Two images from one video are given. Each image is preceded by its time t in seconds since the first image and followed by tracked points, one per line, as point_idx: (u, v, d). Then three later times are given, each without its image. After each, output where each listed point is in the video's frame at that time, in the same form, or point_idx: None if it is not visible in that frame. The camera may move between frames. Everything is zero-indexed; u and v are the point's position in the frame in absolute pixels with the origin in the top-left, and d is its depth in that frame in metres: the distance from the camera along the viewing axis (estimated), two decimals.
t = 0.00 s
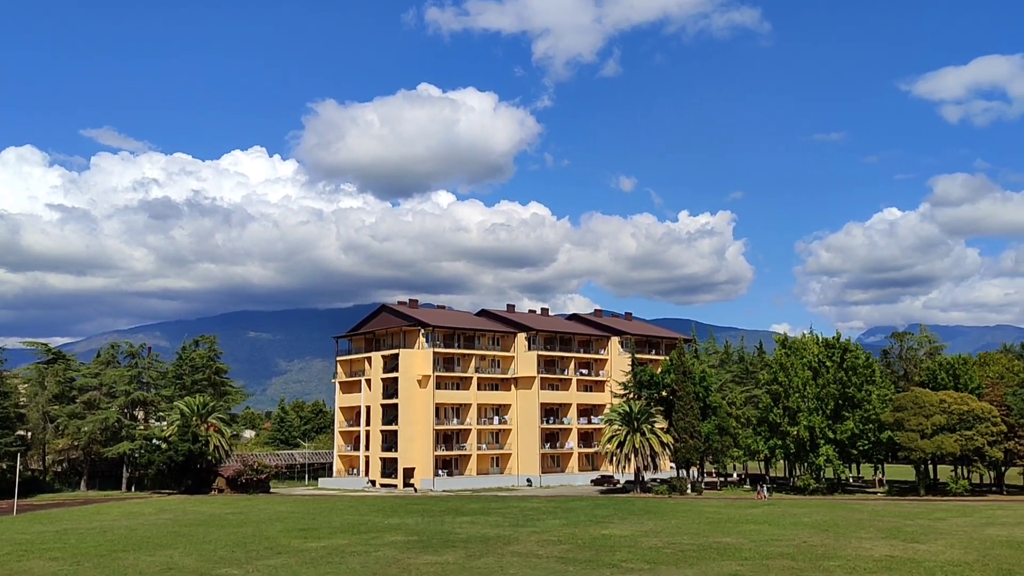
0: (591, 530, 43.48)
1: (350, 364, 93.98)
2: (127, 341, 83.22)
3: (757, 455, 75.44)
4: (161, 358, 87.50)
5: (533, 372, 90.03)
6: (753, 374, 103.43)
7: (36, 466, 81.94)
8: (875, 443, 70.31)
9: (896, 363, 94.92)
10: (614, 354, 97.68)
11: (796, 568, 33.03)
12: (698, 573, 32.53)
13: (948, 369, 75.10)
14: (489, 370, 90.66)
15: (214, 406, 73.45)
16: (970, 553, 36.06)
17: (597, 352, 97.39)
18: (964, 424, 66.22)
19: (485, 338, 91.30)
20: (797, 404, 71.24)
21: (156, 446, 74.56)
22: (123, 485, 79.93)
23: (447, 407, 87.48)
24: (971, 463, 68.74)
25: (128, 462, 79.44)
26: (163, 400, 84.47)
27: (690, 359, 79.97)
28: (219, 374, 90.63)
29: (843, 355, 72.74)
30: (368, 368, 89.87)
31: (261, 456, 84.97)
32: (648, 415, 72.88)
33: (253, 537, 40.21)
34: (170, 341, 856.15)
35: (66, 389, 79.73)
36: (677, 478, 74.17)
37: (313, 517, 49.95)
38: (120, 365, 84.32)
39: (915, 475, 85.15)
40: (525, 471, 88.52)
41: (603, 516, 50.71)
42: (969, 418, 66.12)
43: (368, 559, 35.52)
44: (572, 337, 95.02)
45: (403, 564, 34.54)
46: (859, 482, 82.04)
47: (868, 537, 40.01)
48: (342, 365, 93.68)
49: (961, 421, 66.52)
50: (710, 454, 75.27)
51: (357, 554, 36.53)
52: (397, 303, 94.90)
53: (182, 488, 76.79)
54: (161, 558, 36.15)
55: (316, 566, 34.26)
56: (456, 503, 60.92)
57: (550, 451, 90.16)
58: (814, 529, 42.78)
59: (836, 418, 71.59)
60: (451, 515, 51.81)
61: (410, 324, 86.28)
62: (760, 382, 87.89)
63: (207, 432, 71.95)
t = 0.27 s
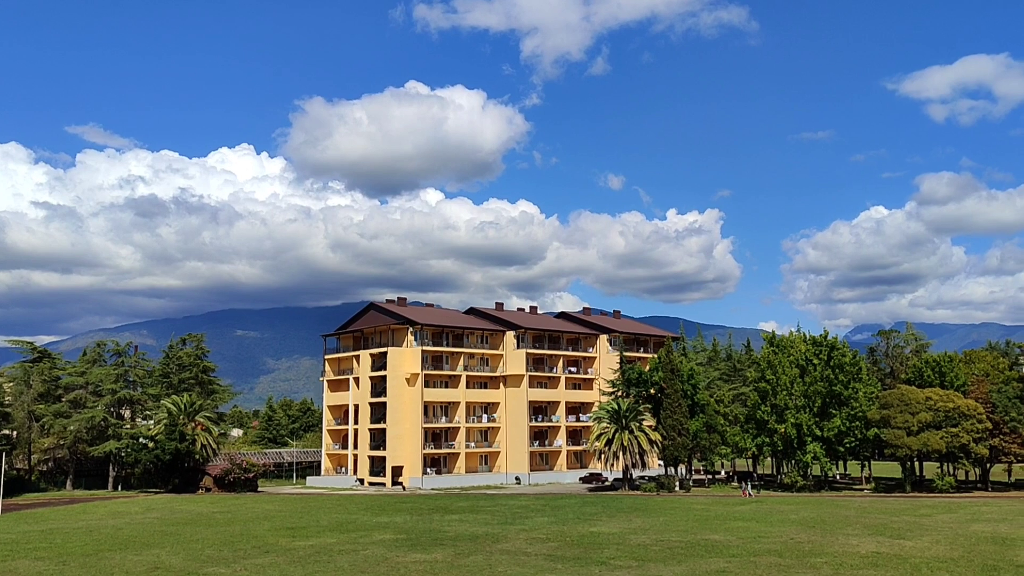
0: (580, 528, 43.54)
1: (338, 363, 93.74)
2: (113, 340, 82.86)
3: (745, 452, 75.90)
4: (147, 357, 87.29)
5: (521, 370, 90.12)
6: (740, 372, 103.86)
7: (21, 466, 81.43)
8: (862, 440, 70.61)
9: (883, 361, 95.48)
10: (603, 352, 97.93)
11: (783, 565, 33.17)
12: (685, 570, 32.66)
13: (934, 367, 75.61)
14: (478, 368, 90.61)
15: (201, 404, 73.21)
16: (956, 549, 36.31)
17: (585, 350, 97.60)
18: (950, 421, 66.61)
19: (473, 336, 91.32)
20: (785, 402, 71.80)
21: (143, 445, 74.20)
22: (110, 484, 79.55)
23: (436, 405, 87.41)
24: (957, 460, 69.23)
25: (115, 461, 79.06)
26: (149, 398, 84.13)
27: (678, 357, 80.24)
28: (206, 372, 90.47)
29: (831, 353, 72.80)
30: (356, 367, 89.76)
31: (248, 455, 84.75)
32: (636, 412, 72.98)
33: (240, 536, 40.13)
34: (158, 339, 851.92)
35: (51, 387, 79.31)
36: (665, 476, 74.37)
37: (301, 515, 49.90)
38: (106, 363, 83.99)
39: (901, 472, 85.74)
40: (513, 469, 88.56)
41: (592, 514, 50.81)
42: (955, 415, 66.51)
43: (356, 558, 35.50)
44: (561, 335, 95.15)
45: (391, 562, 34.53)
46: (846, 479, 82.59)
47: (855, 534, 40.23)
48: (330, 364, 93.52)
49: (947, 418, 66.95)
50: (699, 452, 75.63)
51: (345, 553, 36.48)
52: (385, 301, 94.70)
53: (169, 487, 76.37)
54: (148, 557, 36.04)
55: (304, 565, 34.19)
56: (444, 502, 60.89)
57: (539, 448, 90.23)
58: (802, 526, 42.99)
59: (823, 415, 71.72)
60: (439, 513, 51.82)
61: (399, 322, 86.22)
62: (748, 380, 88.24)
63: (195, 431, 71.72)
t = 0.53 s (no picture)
0: (567, 526, 43.57)
1: (325, 361, 93.45)
2: (98, 338, 82.31)
3: (731, 450, 76.19)
4: (132, 355, 86.97)
5: (509, 369, 90.14)
6: (726, 370, 104.29)
7: (5, 465, 80.76)
8: (847, 438, 71.16)
9: (868, 359, 96.06)
10: (590, 350, 98.10)
11: (769, 562, 33.31)
12: (671, 567, 32.76)
13: (918, 365, 76.07)
14: (465, 366, 90.55)
15: (187, 403, 72.83)
16: (940, 545, 36.58)
17: (573, 348, 97.72)
18: (934, 419, 67.05)
19: (461, 334, 91.21)
20: (770, 400, 72.38)
21: (128, 444, 73.75)
22: (95, 484, 79.04)
23: (423, 403, 87.23)
24: (941, 457, 69.72)
25: (99, 460, 78.51)
26: (134, 397, 83.66)
27: (665, 355, 80.34)
28: (192, 371, 90.16)
29: (816, 351, 73.15)
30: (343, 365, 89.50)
31: (234, 454, 84.44)
32: (623, 411, 72.93)
33: (226, 535, 39.96)
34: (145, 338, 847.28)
35: (35, 386, 78.78)
36: (652, 474, 74.62)
37: (287, 514, 49.72)
38: (91, 362, 83.44)
39: (886, 470, 86.32)
40: (500, 468, 88.60)
41: (579, 512, 50.84)
42: (939, 413, 67.04)
43: (342, 557, 35.40)
44: (548, 333, 95.17)
45: (378, 561, 34.44)
46: (832, 476, 83.08)
47: (840, 531, 40.46)
48: (317, 362, 93.24)
49: (931, 416, 67.31)
50: (685, 450, 75.77)
51: (331, 552, 36.36)
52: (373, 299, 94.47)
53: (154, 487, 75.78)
54: (133, 557, 35.83)
55: (291, 564, 34.07)
56: (431, 500, 60.83)
57: (526, 447, 90.26)
58: (788, 524, 43.17)
59: (809, 413, 71.80)
60: (426, 511, 51.75)
61: (386, 321, 85.99)
62: (734, 378, 88.57)
63: (180, 430, 71.42)
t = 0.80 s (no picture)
0: (552, 522, 43.65)
1: (310, 358, 93.18)
2: (82, 335, 81.78)
3: (717, 445, 76.54)
4: (116, 352, 86.65)
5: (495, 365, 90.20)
6: (712, 366, 104.74)
7: None
8: (831, 434, 71.57)
9: (852, 355, 96.61)
10: (576, 347, 98.29)
11: (754, 557, 33.48)
12: (657, 563, 32.89)
13: (902, 361, 76.56)
14: (452, 363, 90.60)
15: (171, 400, 72.91)
16: (923, 539, 36.89)
17: (559, 345, 97.85)
18: (917, 414, 67.66)
19: (447, 330, 91.12)
20: (756, 395, 72.29)
21: (113, 441, 73.25)
22: (78, 481, 78.50)
23: (409, 400, 87.15)
24: (924, 452, 70.29)
25: (83, 457, 77.95)
26: (119, 394, 83.23)
27: (651, 351, 80.59)
28: (176, 367, 89.74)
29: (802, 347, 73.47)
30: (329, 361, 89.24)
31: (220, 451, 84.14)
32: (609, 407, 73.42)
33: (211, 532, 39.81)
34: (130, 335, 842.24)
35: (18, 383, 78.49)
36: (638, 469, 74.77)
37: (273, 511, 49.56)
38: (74, 358, 83.20)
39: (870, 465, 86.98)
40: (486, 464, 88.69)
41: (565, 508, 50.93)
42: (922, 409, 67.67)
43: (328, 553, 35.33)
44: (534, 330, 95.25)
45: (364, 557, 34.41)
46: (816, 471, 83.63)
47: (824, 526, 40.72)
48: (302, 359, 92.95)
49: (914, 411, 67.94)
50: (671, 445, 76.10)
51: (317, 548, 36.32)
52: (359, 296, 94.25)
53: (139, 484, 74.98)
54: (117, 554, 35.64)
55: (277, 561, 33.99)
56: (418, 496, 60.79)
57: (512, 443, 90.36)
58: (772, 518, 43.38)
59: (794, 408, 72.36)
60: (412, 507, 51.71)
61: (372, 317, 85.80)
62: (719, 373, 88.92)
63: (165, 426, 71.34)
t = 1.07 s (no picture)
0: (540, 519, 43.69)
1: (298, 355, 92.89)
2: (67, 332, 81.26)
3: (704, 443, 76.85)
4: (101, 349, 86.10)
5: (483, 363, 90.19)
6: (699, 364, 105.06)
7: None
8: (818, 431, 71.89)
9: (838, 353, 97.05)
10: (564, 345, 98.39)
11: (740, 554, 33.61)
12: (644, 560, 32.97)
13: (888, 359, 77.05)
14: (440, 360, 90.52)
15: (158, 397, 72.58)
16: (908, 537, 37.13)
17: (547, 342, 97.91)
18: (903, 412, 68.22)
19: (435, 328, 91.02)
20: (743, 393, 72.42)
21: (98, 439, 72.86)
22: (64, 479, 77.99)
23: (397, 398, 87.06)
24: (909, 450, 70.74)
25: (69, 455, 77.50)
26: (104, 392, 82.61)
27: (639, 348, 80.69)
28: (163, 365, 89.29)
29: (788, 345, 73.89)
30: (316, 359, 89.00)
31: (206, 449, 83.79)
32: (597, 404, 73.53)
33: (198, 531, 39.64)
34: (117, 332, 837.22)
35: (2, 380, 77.91)
36: (625, 467, 74.90)
37: (260, 509, 49.37)
38: (59, 356, 82.52)
39: (856, 462, 87.54)
40: (474, 462, 88.72)
41: (552, 505, 50.98)
42: (907, 406, 68.20)
43: (315, 551, 35.24)
44: (523, 328, 95.23)
45: (351, 555, 34.34)
46: (803, 469, 84.05)
47: (810, 523, 40.92)
48: (290, 356, 92.66)
49: (900, 409, 68.50)
50: (659, 443, 76.28)
51: (305, 546, 36.22)
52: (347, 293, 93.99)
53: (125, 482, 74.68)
54: (103, 552, 35.45)
55: (264, 559, 33.89)
56: (405, 494, 60.74)
57: (500, 440, 90.42)
58: (759, 516, 43.53)
59: (781, 406, 72.80)
60: (400, 505, 51.65)
61: (359, 315, 85.63)
62: (707, 371, 89.27)
63: (151, 424, 70.94)
